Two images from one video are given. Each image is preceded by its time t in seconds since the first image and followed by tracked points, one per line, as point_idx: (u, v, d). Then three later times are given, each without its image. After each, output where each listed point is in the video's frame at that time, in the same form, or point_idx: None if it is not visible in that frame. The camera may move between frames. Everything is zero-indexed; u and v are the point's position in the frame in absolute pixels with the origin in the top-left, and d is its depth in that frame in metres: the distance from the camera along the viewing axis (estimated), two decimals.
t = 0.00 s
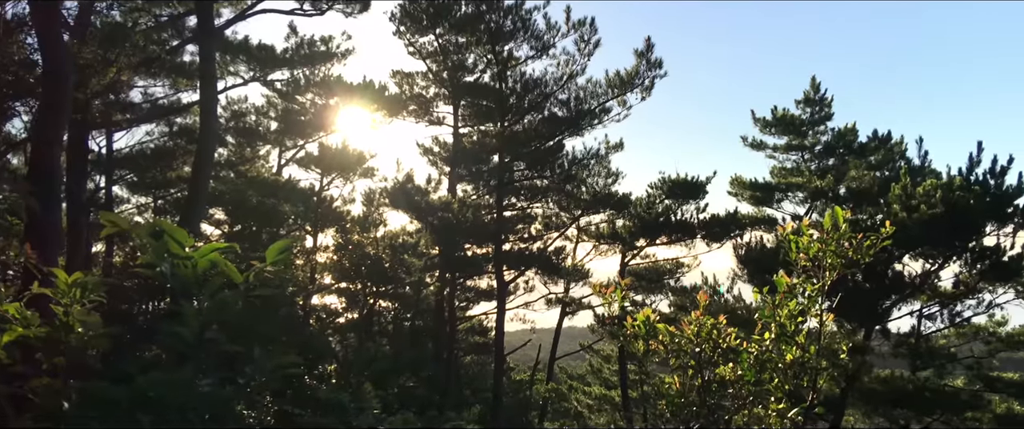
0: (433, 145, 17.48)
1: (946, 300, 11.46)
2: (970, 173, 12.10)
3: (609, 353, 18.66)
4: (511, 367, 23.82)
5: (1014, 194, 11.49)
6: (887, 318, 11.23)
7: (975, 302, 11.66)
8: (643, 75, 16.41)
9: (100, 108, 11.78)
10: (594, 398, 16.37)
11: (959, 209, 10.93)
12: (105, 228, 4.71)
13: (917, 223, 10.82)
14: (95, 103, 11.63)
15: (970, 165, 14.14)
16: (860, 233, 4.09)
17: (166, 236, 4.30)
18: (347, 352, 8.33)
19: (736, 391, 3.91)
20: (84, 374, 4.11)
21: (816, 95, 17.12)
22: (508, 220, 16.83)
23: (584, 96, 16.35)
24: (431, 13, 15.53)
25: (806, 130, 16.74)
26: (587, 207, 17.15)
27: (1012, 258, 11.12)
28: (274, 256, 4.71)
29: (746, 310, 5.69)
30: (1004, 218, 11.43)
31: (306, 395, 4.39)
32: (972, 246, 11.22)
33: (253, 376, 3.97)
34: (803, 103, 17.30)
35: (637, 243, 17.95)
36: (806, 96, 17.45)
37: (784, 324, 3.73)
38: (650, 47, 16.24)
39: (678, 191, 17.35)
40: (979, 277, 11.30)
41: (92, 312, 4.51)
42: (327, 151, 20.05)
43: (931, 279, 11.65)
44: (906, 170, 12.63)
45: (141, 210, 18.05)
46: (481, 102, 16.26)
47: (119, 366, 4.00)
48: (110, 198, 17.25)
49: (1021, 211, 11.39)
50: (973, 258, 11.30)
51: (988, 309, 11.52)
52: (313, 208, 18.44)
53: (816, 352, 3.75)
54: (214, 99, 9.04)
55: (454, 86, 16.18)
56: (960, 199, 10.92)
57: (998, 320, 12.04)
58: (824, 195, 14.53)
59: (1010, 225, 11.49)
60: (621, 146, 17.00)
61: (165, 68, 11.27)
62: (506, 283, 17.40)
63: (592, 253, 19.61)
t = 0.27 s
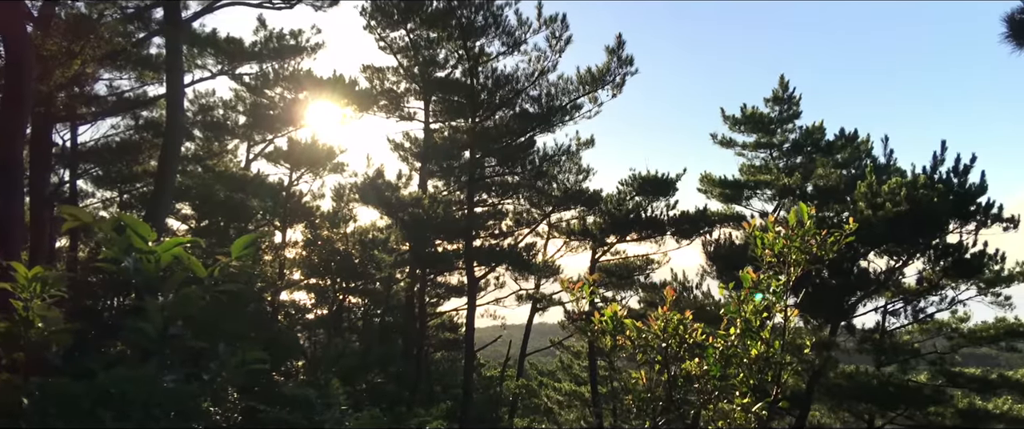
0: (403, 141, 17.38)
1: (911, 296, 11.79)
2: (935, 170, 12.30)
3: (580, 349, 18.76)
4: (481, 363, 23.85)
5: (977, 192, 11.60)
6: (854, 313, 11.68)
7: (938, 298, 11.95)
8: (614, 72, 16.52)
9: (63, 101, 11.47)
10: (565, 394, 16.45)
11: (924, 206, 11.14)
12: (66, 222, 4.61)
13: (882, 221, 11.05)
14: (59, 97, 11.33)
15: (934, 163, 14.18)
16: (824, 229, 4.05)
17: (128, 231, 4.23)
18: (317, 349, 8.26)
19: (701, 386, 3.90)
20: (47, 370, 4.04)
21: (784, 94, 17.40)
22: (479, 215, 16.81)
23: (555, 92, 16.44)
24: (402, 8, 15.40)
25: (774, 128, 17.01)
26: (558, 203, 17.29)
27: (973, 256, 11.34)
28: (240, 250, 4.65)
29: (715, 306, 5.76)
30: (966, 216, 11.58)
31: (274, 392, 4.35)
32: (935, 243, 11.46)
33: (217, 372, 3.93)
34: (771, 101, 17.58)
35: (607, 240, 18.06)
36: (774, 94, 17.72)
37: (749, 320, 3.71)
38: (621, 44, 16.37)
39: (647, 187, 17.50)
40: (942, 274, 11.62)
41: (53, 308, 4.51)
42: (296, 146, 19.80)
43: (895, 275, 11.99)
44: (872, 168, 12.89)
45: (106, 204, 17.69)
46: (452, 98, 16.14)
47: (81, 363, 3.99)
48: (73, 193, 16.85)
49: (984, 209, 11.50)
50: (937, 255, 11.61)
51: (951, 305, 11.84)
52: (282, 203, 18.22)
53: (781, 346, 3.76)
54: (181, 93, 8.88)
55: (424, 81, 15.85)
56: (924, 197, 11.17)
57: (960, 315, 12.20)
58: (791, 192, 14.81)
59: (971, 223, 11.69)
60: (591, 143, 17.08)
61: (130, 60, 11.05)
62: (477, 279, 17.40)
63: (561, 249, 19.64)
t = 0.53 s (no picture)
0: (375, 134, 17.25)
1: (877, 289, 12.02)
2: (901, 165, 12.58)
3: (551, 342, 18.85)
4: (453, 358, 23.81)
5: (943, 187, 11.88)
6: (823, 306, 11.84)
7: (904, 291, 12.20)
8: (586, 66, 16.58)
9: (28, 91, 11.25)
10: (537, 387, 16.53)
11: (891, 201, 11.30)
12: (29, 214, 4.49)
13: (850, 214, 11.27)
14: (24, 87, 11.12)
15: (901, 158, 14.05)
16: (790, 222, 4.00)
17: (92, 223, 4.11)
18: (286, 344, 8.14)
19: (669, 378, 3.81)
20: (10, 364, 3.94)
21: (754, 89, 17.62)
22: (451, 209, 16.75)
23: (527, 86, 16.42)
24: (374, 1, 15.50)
25: (745, 123, 17.22)
26: (530, 197, 17.29)
27: (937, 249, 11.63)
28: (205, 243, 4.58)
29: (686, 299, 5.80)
30: (932, 210, 11.83)
31: (243, 386, 4.28)
32: (902, 237, 11.72)
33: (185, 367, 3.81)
34: (742, 96, 17.79)
35: (579, 234, 18.14)
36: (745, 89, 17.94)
37: (716, 312, 3.66)
38: (593, 39, 16.44)
39: (619, 181, 17.63)
40: (908, 267, 11.95)
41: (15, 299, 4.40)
42: (266, 138, 19.53)
43: (863, 269, 12.13)
44: (840, 163, 13.15)
45: (71, 196, 17.30)
46: (424, 91, 16.06)
47: (45, 357, 3.86)
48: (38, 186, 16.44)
49: (949, 203, 11.77)
50: (903, 249, 11.84)
51: (916, 298, 12.12)
52: (252, 196, 17.99)
53: (747, 338, 3.71)
54: (148, 84, 8.74)
55: (396, 74, 15.79)
56: (891, 192, 11.29)
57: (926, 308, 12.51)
58: (762, 187, 15.07)
59: (937, 217, 11.92)
60: (564, 137, 17.13)
61: (97, 51, 10.85)
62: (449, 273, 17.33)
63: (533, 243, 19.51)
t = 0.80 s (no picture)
0: (348, 126, 17.11)
1: (846, 282, 12.37)
2: (869, 160, 12.77)
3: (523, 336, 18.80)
4: (427, 352, 23.75)
5: (911, 181, 12.11)
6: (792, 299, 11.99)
7: (873, 284, 12.53)
8: (559, 60, 16.59)
9: None
10: (510, 381, 16.54)
11: (861, 194, 11.45)
12: None
13: (820, 209, 11.47)
14: None
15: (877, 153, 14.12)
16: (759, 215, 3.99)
17: (55, 215, 3.90)
18: (258, 340, 8.05)
19: (639, 369, 3.85)
20: None
21: (726, 83, 17.82)
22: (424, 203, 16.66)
23: (501, 79, 16.42)
24: None
25: (717, 117, 17.39)
26: (504, 191, 17.30)
27: (905, 243, 11.78)
28: (174, 235, 4.37)
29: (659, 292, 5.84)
30: (900, 204, 12.08)
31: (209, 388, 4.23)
32: (871, 231, 11.92)
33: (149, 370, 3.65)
34: (714, 91, 17.96)
35: (552, 227, 18.18)
36: (717, 84, 18.12)
37: (687, 303, 3.63)
38: (566, 32, 16.46)
39: (592, 175, 17.66)
40: (875, 260, 12.16)
41: None
42: (237, 131, 19.28)
43: (832, 262, 12.50)
44: (810, 157, 13.37)
45: (38, 190, 16.89)
46: (398, 84, 15.93)
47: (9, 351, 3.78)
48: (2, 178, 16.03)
49: (917, 197, 12.00)
50: (872, 242, 12.00)
51: (884, 290, 12.41)
52: (223, 189, 17.72)
53: (716, 330, 3.69)
54: (117, 75, 8.58)
55: (369, 67, 15.44)
56: (861, 186, 11.44)
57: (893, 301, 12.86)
58: (733, 180, 15.28)
59: (904, 211, 12.17)
60: (537, 130, 17.14)
61: (64, 41, 10.61)
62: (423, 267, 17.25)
63: (507, 236, 19.53)
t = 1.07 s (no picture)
0: (317, 118, 16.89)
1: (812, 273, 12.56)
2: (835, 153, 12.99)
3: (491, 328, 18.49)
4: (397, 345, 23.61)
5: (875, 174, 12.34)
6: (760, 290, 12.27)
7: (838, 275, 12.77)
8: (529, 52, 16.59)
9: None
10: (480, 374, 16.56)
11: (826, 187, 11.66)
12: None
13: (786, 201, 11.68)
14: None
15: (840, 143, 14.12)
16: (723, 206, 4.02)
17: (14, 207, 4.04)
18: (224, 335, 7.93)
19: (606, 359, 3.87)
20: None
21: (695, 77, 17.98)
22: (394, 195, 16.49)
23: (471, 71, 16.34)
24: None
25: (686, 110, 17.54)
26: (474, 183, 17.25)
27: (870, 235, 12.04)
28: (134, 229, 4.57)
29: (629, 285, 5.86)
30: (865, 197, 12.32)
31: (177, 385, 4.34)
32: (837, 223, 12.17)
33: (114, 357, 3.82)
34: (683, 84, 18.12)
35: (522, 220, 18.20)
36: (686, 77, 18.28)
37: (653, 294, 3.68)
38: (536, 24, 16.45)
39: (563, 168, 17.76)
40: (841, 252, 12.36)
41: None
42: (203, 122, 18.88)
43: (798, 254, 12.71)
44: (776, 151, 13.57)
45: None
46: (367, 76, 15.89)
47: None
48: None
49: (881, 190, 12.25)
50: (837, 235, 12.25)
51: (849, 282, 12.65)
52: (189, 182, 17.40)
53: (681, 321, 3.74)
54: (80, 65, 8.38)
55: (337, 58, 15.35)
56: (826, 178, 11.67)
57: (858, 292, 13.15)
58: (702, 173, 15.35)
59: (869, 204, 12.43)
60: (507, 122, 17.13)
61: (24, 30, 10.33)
62: (393, 260, 17.14)
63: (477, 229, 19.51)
